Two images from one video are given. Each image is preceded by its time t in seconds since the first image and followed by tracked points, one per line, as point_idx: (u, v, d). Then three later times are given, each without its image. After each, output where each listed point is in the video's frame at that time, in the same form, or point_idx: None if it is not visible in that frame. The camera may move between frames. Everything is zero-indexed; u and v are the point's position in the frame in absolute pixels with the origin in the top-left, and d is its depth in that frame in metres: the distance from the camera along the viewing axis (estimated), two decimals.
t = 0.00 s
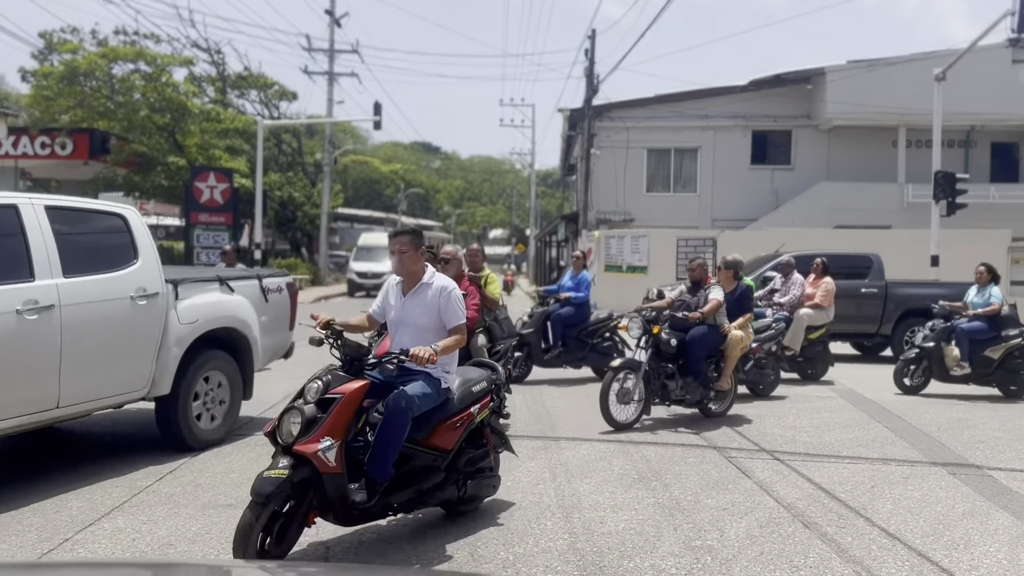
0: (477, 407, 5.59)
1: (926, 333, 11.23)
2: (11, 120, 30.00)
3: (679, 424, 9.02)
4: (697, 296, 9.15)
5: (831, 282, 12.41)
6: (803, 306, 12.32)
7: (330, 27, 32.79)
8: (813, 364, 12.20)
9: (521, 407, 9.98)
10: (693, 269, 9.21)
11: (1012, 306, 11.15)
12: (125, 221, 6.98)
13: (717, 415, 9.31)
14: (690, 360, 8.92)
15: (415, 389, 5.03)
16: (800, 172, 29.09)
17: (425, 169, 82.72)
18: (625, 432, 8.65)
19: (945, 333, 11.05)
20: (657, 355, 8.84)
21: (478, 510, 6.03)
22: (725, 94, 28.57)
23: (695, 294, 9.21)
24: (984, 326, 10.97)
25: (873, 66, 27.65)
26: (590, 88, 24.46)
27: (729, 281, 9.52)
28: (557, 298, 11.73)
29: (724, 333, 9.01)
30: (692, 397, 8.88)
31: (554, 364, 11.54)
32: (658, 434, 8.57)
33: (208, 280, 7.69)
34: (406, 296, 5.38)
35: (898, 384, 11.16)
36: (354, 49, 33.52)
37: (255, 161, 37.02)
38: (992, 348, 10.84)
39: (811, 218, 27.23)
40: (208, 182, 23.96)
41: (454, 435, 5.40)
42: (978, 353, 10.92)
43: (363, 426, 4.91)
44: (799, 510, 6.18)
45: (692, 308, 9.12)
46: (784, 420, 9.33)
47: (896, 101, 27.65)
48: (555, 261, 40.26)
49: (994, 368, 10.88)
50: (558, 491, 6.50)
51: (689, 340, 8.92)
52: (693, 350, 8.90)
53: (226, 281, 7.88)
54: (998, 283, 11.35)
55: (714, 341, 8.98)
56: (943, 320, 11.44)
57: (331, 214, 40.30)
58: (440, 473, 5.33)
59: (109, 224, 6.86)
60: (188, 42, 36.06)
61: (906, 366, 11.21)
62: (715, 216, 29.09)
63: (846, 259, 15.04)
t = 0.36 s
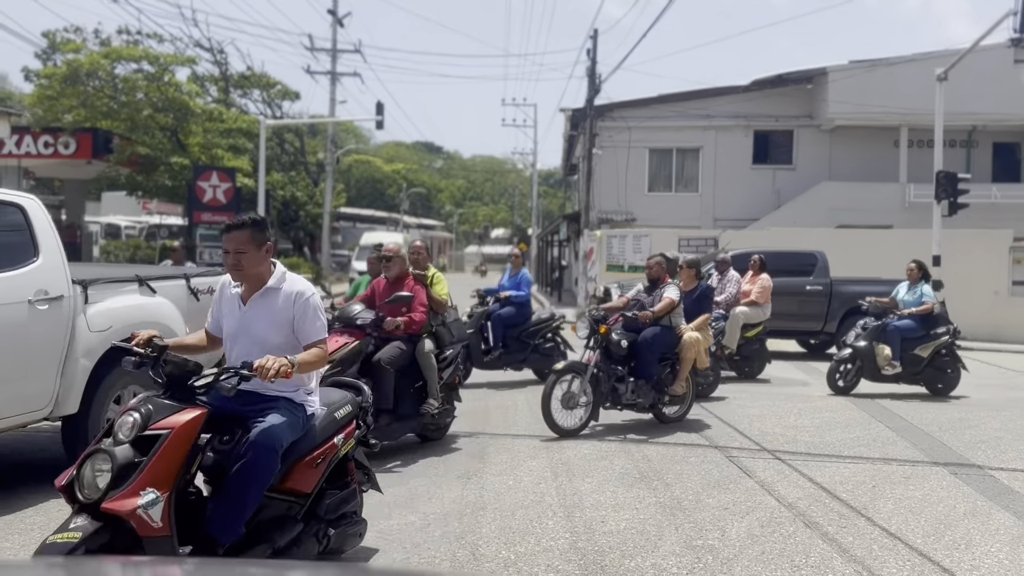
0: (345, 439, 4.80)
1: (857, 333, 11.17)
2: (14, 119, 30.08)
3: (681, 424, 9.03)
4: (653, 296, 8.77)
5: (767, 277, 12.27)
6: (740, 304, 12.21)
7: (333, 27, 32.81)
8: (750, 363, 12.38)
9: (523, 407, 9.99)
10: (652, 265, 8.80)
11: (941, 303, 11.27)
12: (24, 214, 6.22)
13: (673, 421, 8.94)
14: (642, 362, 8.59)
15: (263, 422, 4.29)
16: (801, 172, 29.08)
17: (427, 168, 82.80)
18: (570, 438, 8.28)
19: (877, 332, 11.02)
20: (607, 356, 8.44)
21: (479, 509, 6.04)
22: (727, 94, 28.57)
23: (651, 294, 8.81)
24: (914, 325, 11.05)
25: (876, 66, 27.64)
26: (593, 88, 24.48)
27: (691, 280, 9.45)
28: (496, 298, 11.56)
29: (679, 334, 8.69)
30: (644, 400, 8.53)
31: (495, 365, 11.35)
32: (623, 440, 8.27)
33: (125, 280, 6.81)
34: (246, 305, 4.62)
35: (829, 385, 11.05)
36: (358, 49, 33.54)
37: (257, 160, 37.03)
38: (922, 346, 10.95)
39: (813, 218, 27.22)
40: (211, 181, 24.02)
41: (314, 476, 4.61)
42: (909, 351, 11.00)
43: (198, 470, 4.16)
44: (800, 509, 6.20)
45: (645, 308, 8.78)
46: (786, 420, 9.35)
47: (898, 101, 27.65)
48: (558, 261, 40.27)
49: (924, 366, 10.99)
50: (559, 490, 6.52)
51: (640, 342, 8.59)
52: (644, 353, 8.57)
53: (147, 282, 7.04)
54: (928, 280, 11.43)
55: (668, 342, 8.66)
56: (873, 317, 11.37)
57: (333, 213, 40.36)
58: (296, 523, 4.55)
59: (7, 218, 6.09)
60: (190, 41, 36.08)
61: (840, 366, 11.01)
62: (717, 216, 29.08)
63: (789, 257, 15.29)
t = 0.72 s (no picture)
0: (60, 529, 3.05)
1: (791, 331, 10.97)
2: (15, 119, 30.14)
3: (683, 423, 9.04)
4: (602, 295, 8.33)
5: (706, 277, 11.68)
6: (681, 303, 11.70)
7: (334, 27, 32.83)
8: (690, 362, 12.17)
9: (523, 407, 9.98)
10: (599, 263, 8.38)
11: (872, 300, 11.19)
12: None
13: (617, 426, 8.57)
14: (590, 366, 8.16)
15: None
16: (802, 172, 29.09)
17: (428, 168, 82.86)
18: (513, 447, 7.81)
19: (810, 330, 10.85)
20: (552, 361, 7.96)
21: (479, 508, 6.05)
22: (727, 94, 28.60)
23: (597, 295, 8.38)
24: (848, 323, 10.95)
25: (877, 66, 27.62)
26: (593, 88, 24.52)
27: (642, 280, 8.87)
28: (430, 297, 10.86)
29: (628, 337, 8.29)
30: (588, 408, 8.15)
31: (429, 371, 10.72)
32: (573, 448, 7.93)
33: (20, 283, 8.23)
34: None
35: (764, 385, 10.84)
36: (359, 49, 33.56)
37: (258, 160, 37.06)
38: (855, 345, 10.82)
39: (814, 219, 27.25)
40: (212, 181, 24.09)
41: None
42: (843, 350, 10.86)
43: None
44: (801, 508, 6.21)
45: (593, 309, 8.33)
46: (786, 419, 9.36)
47: (899, 102, 27.66)
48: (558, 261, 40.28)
49: (857, 364, 10.86)
50: (559, 490, 6.53)
51: (588, 344, 8.15)
52: (593, 356, 8.14)
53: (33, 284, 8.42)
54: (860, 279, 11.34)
55: (617, 345, 8.25)
56: (806, 315, 11.30)
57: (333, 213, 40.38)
58: None
59: None
60: (192, 41, 36.13)
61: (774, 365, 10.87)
62: (717, 216, 29.08)
63: (738, 256, 15.33)
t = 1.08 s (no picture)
0: None
1: (727, 330, 10.68)
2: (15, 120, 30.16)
3: (684, 423, 9.04)
4: (545, 294, 7.99)
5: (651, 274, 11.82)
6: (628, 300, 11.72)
7: (334, 26, 32.81)
8: (635, 362, 12.00)
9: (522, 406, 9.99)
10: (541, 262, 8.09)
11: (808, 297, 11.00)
12: None
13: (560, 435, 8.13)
14: (530, 372, 7.66)
15: None
16: (802, 172, 29.09)
17: (428, 168, 82.83)
18: (446, 460, 7.27)
19: (746, 329, 10.59)
20: (488, 366, 7.45)
21: (479, 507, 6.05)
22: (727, 94, 28.60)
23: (538, 294, 8.05)
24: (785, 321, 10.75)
25: (877, 66, 27.60)
26: (593, 87, 24.52)
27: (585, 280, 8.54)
28: (355, 297, 10.12)
29: (570, 339, 7.86)
30: (530, 416, 7.66)
31: (354, 378, 10.03)
32: (512, 460, 7.41)
33: None
34: None
35: (699, 387, 10.56)
36: (359, 48, 33.54)
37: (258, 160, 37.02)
38: (790, 344, 10.62)
39: (814, 218, 27.25)
40: (212, 180, 24.09)
41: None
42: (778, 349, 10.65)
43: None
44: (801, 508, 6.21)
45: (533, 310, 8.00)
46: (786, 419, 9.35)
47: (899, 102, 27.65)
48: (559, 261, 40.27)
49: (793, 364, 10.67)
50: (559, 489, 6.53)
51: (527, 348, 7.67)
52: (533, 361, 7.65)
53: None
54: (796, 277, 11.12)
55: (559, 349, 7.81)
56: (741, 313, 10.99)
57: (334, 213, 40.40)
58: None
59: None
60: (192, 41, 36.13)
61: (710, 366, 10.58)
62: (717, 216, 29.08)
63: (685, 254, 15.49)
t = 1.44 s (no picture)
0: None
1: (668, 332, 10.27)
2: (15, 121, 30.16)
3: (684, 423, 9.05)
4: (482, 296, 7.46)
5: (599, 273, 11.67)
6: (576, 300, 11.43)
7: (334, 26, 32.81)
8: (583, 365, 11.57)
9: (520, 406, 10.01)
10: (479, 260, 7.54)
11: (750, 295, 10.70)
12: None
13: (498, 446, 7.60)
14: (464, 380, 7.13)
15: None
16: (802, 172, 29.11)
17: (428, 168, 82.79)
18: (369, 476, 6.74)
19: (688, 331, 10.21)
20: (418, 374, 6.92)
21: (479, 507, 6.07)
22: (727, 94, 28.62)
23: (475, 296, 7.49)
24: (727, 322, 10.45)
25: (877, 66, 27.62)
26: (592, 88, 24.54)
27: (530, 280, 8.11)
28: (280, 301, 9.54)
29: (510, 343, 7.38)
30: (465, 428, 7.10)
31: (278, 387, 9.50)
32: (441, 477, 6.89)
33: None
34: None
35: (641, 391, 10.17)
36: (359, 48, 33.54)
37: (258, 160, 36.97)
38: (732, 345, 10.36)
39: (813, 219, 27.26)
40: (211, 181, 24.09)
41: None
42: (720, 350, 10.37)
43: None
44: (800, 509, 6.22)
45: (470, 314, 7.39)
46: (785, 420, 9.37)
47: (898, 102, 27.66)
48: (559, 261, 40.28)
49: (735, 365, 10.42)
50: (558, 488, 6.55)
51: (462, 354, 7.12)
52: (468, 368, 7.11)
53: None
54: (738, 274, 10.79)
55: (496, 355, 7.29)
56: (683, 313, 10.61)
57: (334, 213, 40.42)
58: None
59: None
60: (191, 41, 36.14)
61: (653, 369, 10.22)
62: (717, 216, 29.11)
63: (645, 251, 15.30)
